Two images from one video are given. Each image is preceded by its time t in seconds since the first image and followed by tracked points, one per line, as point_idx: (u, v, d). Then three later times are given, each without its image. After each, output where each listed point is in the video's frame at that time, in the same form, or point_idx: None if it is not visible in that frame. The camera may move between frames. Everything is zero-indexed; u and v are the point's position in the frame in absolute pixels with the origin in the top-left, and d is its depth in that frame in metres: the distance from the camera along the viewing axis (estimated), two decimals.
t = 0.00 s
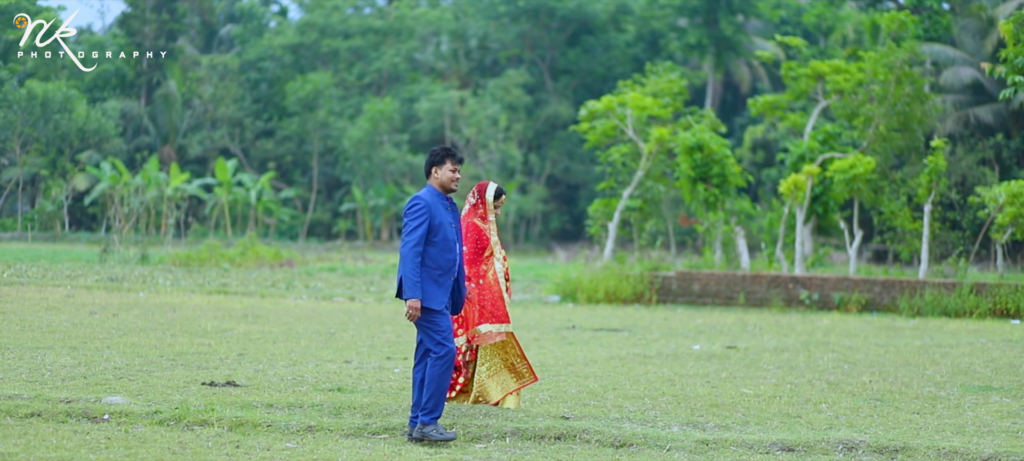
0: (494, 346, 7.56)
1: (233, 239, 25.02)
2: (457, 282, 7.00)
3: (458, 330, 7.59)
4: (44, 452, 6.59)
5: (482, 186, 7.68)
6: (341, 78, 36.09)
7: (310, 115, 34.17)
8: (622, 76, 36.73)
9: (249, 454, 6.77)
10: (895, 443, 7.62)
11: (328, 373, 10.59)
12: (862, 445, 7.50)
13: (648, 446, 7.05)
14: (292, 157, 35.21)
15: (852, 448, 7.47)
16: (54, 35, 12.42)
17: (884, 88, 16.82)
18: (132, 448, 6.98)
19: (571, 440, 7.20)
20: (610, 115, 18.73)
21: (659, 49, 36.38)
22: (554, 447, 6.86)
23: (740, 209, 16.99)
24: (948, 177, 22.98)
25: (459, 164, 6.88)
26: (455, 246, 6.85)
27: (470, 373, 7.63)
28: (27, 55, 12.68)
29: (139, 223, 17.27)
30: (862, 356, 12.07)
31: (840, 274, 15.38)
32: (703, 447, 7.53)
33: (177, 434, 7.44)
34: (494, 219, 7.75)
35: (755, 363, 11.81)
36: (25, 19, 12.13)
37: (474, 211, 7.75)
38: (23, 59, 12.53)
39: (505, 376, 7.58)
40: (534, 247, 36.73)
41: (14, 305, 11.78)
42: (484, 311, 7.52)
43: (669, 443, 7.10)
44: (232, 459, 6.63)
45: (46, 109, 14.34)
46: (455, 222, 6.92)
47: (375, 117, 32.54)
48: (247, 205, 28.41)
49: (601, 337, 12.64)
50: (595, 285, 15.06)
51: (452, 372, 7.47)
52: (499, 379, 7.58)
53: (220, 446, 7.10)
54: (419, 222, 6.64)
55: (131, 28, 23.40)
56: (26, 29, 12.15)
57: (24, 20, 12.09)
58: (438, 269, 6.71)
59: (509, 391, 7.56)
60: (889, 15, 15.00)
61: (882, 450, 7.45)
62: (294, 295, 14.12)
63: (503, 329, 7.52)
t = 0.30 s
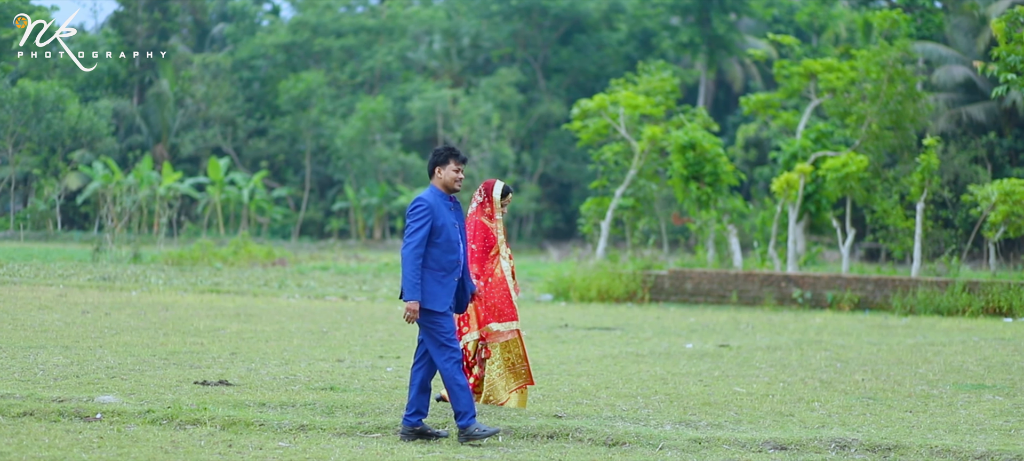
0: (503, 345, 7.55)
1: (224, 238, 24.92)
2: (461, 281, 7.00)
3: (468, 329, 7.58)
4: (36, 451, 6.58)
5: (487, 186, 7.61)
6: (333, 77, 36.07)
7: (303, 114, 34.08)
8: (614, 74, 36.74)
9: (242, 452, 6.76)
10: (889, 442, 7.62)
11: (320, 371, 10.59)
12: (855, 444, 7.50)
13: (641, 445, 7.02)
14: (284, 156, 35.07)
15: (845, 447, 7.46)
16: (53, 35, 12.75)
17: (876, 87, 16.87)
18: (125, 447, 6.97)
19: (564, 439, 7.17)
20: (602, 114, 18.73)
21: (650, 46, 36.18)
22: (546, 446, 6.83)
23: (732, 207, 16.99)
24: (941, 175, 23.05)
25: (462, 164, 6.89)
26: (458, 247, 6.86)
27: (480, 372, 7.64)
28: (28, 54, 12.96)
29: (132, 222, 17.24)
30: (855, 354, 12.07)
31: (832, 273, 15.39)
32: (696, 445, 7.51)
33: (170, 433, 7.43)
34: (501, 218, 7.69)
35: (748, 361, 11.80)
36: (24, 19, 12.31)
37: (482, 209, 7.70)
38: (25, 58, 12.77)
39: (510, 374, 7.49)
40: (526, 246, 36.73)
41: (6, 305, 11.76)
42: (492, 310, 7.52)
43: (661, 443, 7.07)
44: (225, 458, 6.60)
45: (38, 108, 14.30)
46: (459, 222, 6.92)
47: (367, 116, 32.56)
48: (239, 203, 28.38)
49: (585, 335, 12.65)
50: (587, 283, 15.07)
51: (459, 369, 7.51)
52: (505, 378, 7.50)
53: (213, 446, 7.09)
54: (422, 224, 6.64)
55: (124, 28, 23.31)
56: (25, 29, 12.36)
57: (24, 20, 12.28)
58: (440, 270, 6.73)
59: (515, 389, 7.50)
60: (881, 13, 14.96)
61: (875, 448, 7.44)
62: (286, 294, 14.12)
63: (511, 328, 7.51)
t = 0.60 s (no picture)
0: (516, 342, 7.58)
1: (217, 237, 24.89)
2: (472, 283, 6.91)
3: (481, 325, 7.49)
4: (29, 451, 6.58)
5: (495, 184, 7.44)
6: (327, 76, 36.05)
7: (296, 113, 34.02)
8: (607, 73, 36.76)
9: (235, 452, 6.76)
10: (882, 440, 7.63)
11: (313, 371, 10.57)
12: (848, 443, 7.51)
13: (633, 443, 7.05)
14: (277, 155, 34.94)
15: (838, 446, 7.48)
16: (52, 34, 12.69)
17: (869, 85, 16.93)
18: (118, 446, 6.97)
19: (557, 438, 7.21)
20: (596, 112, 18.74)
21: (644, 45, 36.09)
22: (538, 445, 6.88)
23: (725, 206, 17.02)
24: (935, 173, 23.13)
25: (468, 166, 6.79)
26: (467, 248, 6.76)
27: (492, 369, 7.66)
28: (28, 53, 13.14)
29: (126, 221, 17.22)
30: (848, 353, 12.08)
31: (826, 271, 15.41)
32: (690, 443, 7.51)
33: (163, 432, 7.44)
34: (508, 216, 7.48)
35: (742, 360, 11.81)
36: (25, 19, 12.37)
37: (487, 208, 7.47)
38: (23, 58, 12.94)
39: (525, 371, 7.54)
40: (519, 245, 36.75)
41: None
42: (506, 303, 7.20)
43: (654, 441, 7.10)
44: (219, 457, 6.61)
45: (31, 108, 14.32)
46: (467, 224, 6.83)
47: (360, 115, 32.58)
48: (232, 203, 28.36)
49: (573, 334, 12.65)
50: (580, 282, 15.04)
51: (473, 369, 7.46)
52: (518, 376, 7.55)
53: (207, 444, 7.10)
54: (429, 227, 6.55)
55: (117, 27, 23.14)
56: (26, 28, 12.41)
57: (24, 20, 12.32)
58: (450, 273, 6.64)
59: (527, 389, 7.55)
60: (873, 11, 14.97)
61: (869, 447, 7.45)
62: (280, 293, 14.12)
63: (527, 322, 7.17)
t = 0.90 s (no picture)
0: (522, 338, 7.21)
1: (211, 236, 24.86)
2: (486, 283, 6.88)
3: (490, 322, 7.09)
4: (23, 451, 6.58)
5: (498, 183, 7.24)
6: (321, 75, 35.98)
7: (290, 112, 33.93)
8: (601, 72, 36.81)
9: (229, 451, 6.77)
10: (874, 439, 7.63)
11: (306, 370, 10.55)
12: (842, 441, 7.51)
13: (627, 442, 7.07)
14: (271, 154, 34.86)
15: (832, 445, 7.47)
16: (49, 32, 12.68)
17: (862, 84, 17.22)
18: (111, 445, 6.98)
19: (550, 437, 7.30)
20: (589, 111, 18.72)
21: (638, 44, 36.64)
22: (531, 443, 6.97)
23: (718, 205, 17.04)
24: (927, 173, 23.21)
25: (475, 166, 6.74)
26: (479, 249, 6.72)
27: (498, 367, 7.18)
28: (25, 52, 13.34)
29: (119, 220, 17.16)
30: (841, 352, 12.08)
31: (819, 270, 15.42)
32: (682, 443, 7.51)
33: (156, 432, 7.44)
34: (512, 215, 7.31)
35: (735, 358, 11.80)
36: (25, 19, 12.37)
37: (491, 207, 7.30)
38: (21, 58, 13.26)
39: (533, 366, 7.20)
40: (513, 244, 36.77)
41: None
42: (515, 296, 7.13)
43: (647, 440, 7.12)
44: (212, 456, 6.62)
45: (24, 106, 14.29)
46: (476, 224, 6.78)
47: (354, 114, 32.56)
48: (226, 202, 28.36)
49: (562, 333, 12.67)
50: (574, 281, 15.01)
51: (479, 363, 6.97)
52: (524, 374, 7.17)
53: (200, 443, 7.11)
54: (438, 231, 6.51)
55: (110, 26, 22.98)
56: (26, 28, 12.38)
57: (25, 21, 12.29)
58: (464, 275, 6.60)
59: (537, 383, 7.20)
60: (867, 9, 14.96)
61: (862, 445, 7.45)
62: (273, 292, 14.12)
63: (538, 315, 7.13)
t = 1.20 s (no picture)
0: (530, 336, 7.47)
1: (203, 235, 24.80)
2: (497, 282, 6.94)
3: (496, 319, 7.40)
4: (15, 450, 6.58)
5: (503, 183, 7.48)
6: (314, 74, 35.97)
7: (282, 111, 33.88)
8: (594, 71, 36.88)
9: (222, 449, 6.79)
10: (866, 438, 7.63)
11: (299, 369, 10.55)
12: (835, 441, 7.50)
13: (619, 441, 7.02)
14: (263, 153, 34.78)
15: (825, 444, 7.47)
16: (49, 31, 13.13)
17: (855, 84, 17.26)
18: (104, 444, 6.97)
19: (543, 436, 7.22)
20: (582, 110, 18.73)
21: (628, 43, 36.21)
22: (525, 443, 6.88)
23: (711, 204, 17.02)
24: (920, 172, 23.24)
25: (483, 165, 6.83)
26: (489, 247, 6.78)
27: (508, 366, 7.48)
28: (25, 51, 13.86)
29: (113, 219, 17.15)
30: (834, 351, 12.10)
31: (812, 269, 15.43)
32: (675, 442, 7.48)
33: (150, 431, 7.45)
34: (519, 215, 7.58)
35: (727, 357, 11.82)
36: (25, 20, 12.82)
37: (496, 208, 7.53)
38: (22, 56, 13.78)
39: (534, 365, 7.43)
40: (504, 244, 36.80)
41: None
42: (517, 292, 7.41)
43: (640, 439, 7.06)
44: (205, 455, 6.62)
45: (17, 106, 14.29)
46: (485, 222, 6.85)
47: (347, 113, 32.58)
48: (219, 201, 28.35)
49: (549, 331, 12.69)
50: (567, 280, 15.00)
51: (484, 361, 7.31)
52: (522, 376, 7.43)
53: (194, 442, 7.11)
54: (449, 230, 6.59)
55: (103, 25, 22.93)
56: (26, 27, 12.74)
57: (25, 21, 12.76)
58: (474, 273, 6.66)
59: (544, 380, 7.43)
60: (860, 8, 14.99)
61: (855, 444, 7.45)
62: (266, 291, 14.14)
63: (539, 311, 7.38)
